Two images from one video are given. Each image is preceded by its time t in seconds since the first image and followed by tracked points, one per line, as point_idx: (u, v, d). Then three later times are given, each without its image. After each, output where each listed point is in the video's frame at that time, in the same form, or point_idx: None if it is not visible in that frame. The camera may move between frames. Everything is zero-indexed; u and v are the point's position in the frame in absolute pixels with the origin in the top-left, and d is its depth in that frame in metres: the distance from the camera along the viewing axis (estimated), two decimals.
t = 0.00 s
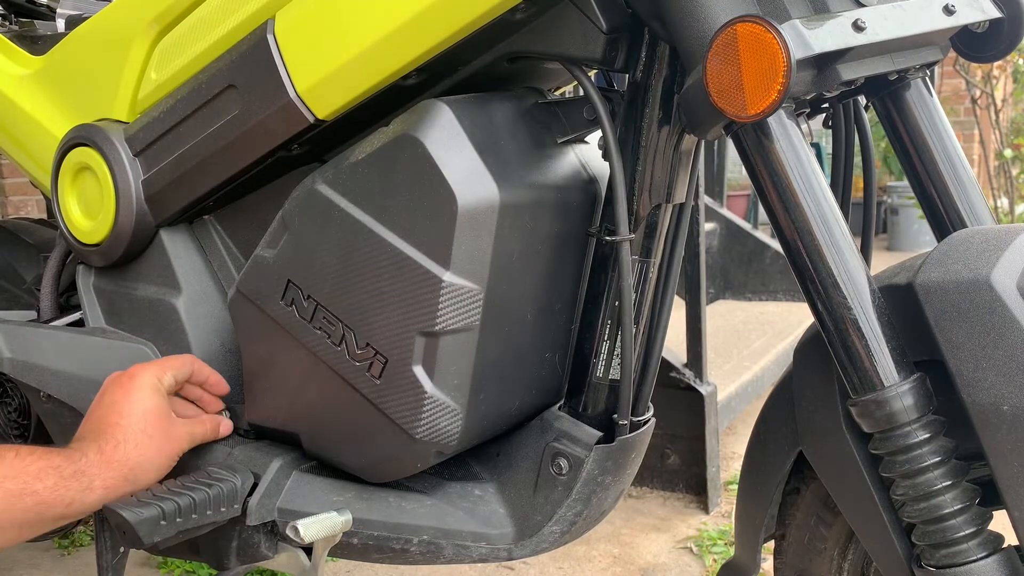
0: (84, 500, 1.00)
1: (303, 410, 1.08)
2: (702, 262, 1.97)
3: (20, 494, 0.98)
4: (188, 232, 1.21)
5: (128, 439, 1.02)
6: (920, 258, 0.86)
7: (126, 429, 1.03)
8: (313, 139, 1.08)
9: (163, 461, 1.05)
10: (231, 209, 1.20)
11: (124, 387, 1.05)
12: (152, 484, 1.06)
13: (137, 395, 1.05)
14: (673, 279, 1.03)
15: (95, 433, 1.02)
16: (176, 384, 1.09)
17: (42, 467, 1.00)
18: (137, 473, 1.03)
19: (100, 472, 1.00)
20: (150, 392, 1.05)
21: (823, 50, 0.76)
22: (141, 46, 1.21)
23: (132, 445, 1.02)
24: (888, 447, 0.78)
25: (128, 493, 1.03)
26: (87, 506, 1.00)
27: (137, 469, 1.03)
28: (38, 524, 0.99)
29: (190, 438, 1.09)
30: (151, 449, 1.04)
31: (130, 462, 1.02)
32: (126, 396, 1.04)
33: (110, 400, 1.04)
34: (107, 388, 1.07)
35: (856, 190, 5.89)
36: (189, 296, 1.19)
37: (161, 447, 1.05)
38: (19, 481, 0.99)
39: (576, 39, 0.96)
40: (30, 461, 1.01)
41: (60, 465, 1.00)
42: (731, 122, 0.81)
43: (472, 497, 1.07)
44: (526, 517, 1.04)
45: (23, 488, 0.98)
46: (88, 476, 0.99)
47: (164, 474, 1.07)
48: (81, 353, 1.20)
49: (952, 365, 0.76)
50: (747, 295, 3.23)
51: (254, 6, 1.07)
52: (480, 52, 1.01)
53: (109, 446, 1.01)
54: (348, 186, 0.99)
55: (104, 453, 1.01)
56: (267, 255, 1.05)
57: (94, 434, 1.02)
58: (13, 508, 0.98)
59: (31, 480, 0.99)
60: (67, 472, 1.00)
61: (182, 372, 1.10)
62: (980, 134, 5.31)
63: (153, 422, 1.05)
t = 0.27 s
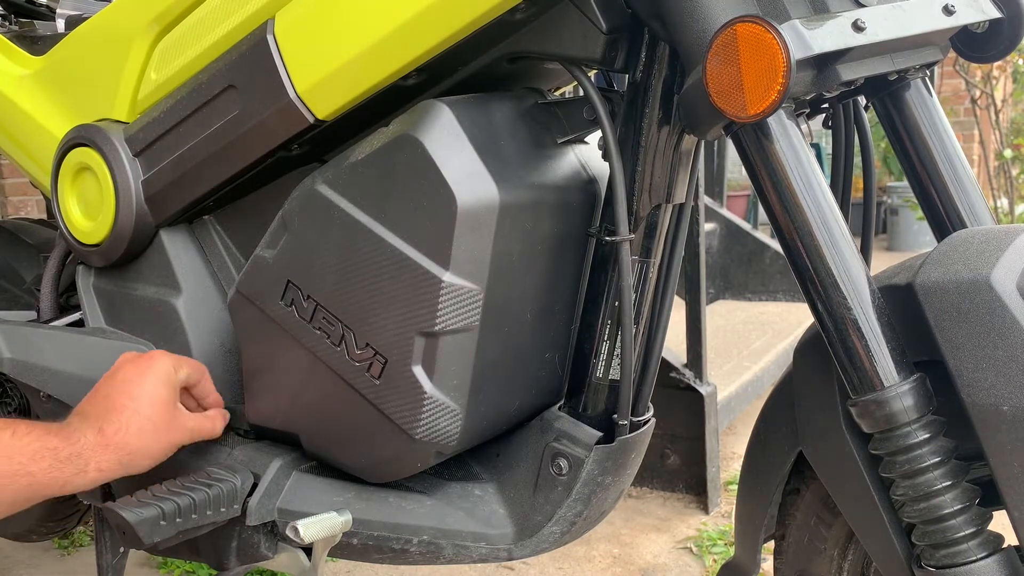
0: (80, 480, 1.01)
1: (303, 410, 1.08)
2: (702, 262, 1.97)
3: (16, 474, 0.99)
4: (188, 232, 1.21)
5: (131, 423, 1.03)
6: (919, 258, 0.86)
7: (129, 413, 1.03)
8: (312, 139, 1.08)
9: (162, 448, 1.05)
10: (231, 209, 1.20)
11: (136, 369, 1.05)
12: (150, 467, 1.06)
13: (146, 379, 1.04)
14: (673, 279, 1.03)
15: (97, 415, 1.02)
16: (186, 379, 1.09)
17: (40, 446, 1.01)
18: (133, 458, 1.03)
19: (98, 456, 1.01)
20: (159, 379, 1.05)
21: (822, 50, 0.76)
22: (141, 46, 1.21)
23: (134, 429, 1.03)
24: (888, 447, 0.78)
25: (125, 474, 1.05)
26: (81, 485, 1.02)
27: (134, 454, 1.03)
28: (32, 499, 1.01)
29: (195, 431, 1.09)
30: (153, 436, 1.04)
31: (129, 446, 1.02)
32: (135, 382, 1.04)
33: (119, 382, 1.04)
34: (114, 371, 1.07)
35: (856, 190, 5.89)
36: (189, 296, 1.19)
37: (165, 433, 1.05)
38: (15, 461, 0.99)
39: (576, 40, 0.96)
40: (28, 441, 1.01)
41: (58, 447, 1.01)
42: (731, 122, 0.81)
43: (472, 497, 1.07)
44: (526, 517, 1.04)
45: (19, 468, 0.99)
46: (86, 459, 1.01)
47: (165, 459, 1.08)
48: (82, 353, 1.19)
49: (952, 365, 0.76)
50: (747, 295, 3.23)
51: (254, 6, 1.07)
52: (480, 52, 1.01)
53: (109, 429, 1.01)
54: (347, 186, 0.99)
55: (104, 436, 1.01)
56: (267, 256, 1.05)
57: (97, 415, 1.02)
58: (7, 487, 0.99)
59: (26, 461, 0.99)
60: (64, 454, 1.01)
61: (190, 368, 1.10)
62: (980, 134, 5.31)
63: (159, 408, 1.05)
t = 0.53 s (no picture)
0: (76, 468, 1.02)
1: (303, 410, 1.08)
2: (702, 262, 1.97)
3: (12, 461, 1.01)
4: (188, 232, 1.21)
5: (130, 413, 1.04)
6: (919, 258, 0.86)
7: (126, 404, 1.04)
8: (312, 139, 1.08)
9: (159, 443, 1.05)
10: (231, 209, 1.20)
11: (139, 366, 1.06)
12: (148, 462, 1.06)
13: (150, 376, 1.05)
14: (673, 279, 1.03)
15: (99, 405, 1.04)
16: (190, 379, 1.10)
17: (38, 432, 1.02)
18: (130, 450, 1.03)
19: (93, 443, 1.01)
20: (162, 376, 1.06)
21: (822, 50, 0.76)
22: (141, 47, 1.21)
23: (133, 418, 1.03)
24: (888, 447, 0.78)
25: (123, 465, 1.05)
26: (78, 474, 1.02)
27: (131, 446, 1.03)
28: (28, 488, 1.03)
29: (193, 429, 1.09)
30: (150, 431, 1.04)
31: (127, 435, 1.03)
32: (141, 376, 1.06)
33: (121, 376, 1.06)
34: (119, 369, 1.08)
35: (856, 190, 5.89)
36: (189, 296, 1.19)
37: (164, 429, 1.06)
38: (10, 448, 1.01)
39: (576, 40, 0.96)
40: (27, 428, 1.03)
41: (55, 432, 1.02)
42: (731, 122, 0.81)
43: (472, 497, 1.07)
44: (526, 517, 1.04)
45: (15, 454, 1.01)
46: (82, 446, 1.01)
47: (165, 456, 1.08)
48: (82, 354, 1.20)
49: (952, 365, 0.76)
50: (747, 295, 3.23)
51: (254, 6, 1.07)
52: (480, 52, 1.01)
53: (108, 419, 1.02)
54: (347, 187, 0.99)
55: (103, 424, 1.02)
56: (266, 256, 1.05)
57: (97, 406, 1.04)
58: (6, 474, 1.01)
59: (22, 449, 1.01)
60: (60, 441, 1.02)
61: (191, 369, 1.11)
62: (980, 134, 5.31)
63: (156, 405, 1.05)
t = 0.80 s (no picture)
0: (100, 400, 1.02)
1: (303, 410, 1.08)
2: (702, 262, 1.97)
3: (35, 387, 1.00)
4: (188, 232, 1.21)
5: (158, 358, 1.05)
6: (919, 258, 0.86)
7: (155, 348, 1.06)
8: (312, 139, 1.08)
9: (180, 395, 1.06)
10: (231, 209, 1.20)
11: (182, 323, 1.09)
12: (166, 411, 1.07)
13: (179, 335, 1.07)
14: (673, 279, 1.03)
15: (130, 345, 1.06)
16: (213, 356, 1.12)
17: (63, 361, 1.02)
18: (153, 394, 1.04)
19: (120, 377, 1.02)
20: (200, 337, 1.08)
21: (822, 50, 0.76)
22: (141, 46, 1.21)
23: (162, 363, 1.05)
24: (888, 447, 0.78)
25: (142, 410, 1.05)
26: (100, 407, 1.02)
27: (155, 390, 1.04)
28: (45, 417, 1.02)
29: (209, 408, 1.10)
30: (178, 378, 1.06)
31: (153, 375, 1.04)
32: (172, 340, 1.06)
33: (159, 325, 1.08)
34: (146, 328, 1.11)
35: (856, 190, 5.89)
36: (189, 296, 1.19)
37: (188, 382, 1.07)
38: (38, 373, 1.00)
39: (576, 40, 0.96)
40: (50, 358, 1.02)
41: (82, 363, 1.02)
42: (731, 122, 0.81)
43: (472, 497, 1.07)
44: (525, 517, 1.04)
45: (39, 381, 1.00)
46: (109, 376, 1.02)
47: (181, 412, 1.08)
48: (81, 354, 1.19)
49: (952, 365, 0.76)
50: (747, 295, 3.23)
51: (254, 6, 1.07)
52: (480, 52, 1.01)
53: (141, 357, 1.04)
54: (347, 187, 0.99)
55: (132, 362, 1.04)
56: (266, 256, 1.05)
57: (131, 345, 1.06)
58: (27, 400, 1.00)
59: (45, 379, 1.01)
60: (87, 371, 1.02)
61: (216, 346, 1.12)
62: (980, 134, 5.31)
63: (186, 354, 1.07)
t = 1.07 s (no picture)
0: (111, 383, 1.04)
1: (303, 410, 1.08)
2: (702, 262, 1.97)
3: (47, 367, 1.01)
4: (188, 232, 1.21)
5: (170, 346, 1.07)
6: (919, 258, 0.86)
7: (168, 337, 1.08)
8: (312, 139, 1.08)
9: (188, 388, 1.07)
10: (231, 209, 1.20)
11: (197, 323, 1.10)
12: (169, 404, 1.08)
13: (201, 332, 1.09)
14: (673, 279, 1.03)
15: (143, 332, 1.08)
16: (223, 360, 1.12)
17: (77, 343, 1.04)
18: (161, 383, 1.06)
19: (133, 362, 1.05)
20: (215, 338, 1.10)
21: (822, 50, 0.76)
22: (141, 46, 1.21)
23: (174, 352, 1.07)
24: (888, 447, 0.78)
25: (149, 398, 1.07)
26: (110, 390, 1.04)
27: (163, 379, 1.06)
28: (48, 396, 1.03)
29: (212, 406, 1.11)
30: (188, 372, 1.07)
31: (165, 363, 1.06)
32: (189, 333, 1.08)
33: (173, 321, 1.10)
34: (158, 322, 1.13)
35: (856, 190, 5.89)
36: (189, 296, 1.19)
37: (198, 379, 1.08)
38: (51, 354, 1.02)
39: (576, 40, 0.96)
40: (65, 338, 1.03)
41: (96, 345, 1.04)
42: (731, 122, 0.81)
43: (472, 497, 1.07)
44: (526, 517, 1.04)
45: (51, 361, 1.02)
46: (122, 360, 1.04)
47: (187, 406, 1.09)
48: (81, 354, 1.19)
49: (952, 365, 0.76)
50: (747, 295, 3.23)
51: (254, 6, 1.07)
52: (480, 52, 1.01)
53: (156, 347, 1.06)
54: (347, 187, 0.99)
55: (145, 348, 1.06)
56: (266, 256, 1.05)
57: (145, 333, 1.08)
58: (37, 381, 1.01)
59: (58, 358, 1.02)
60: (100, 354, 1.04)
61: (229, 347, 1.14)
62: (980, 134, 5.31)
63: (201, 348, 1.08)
